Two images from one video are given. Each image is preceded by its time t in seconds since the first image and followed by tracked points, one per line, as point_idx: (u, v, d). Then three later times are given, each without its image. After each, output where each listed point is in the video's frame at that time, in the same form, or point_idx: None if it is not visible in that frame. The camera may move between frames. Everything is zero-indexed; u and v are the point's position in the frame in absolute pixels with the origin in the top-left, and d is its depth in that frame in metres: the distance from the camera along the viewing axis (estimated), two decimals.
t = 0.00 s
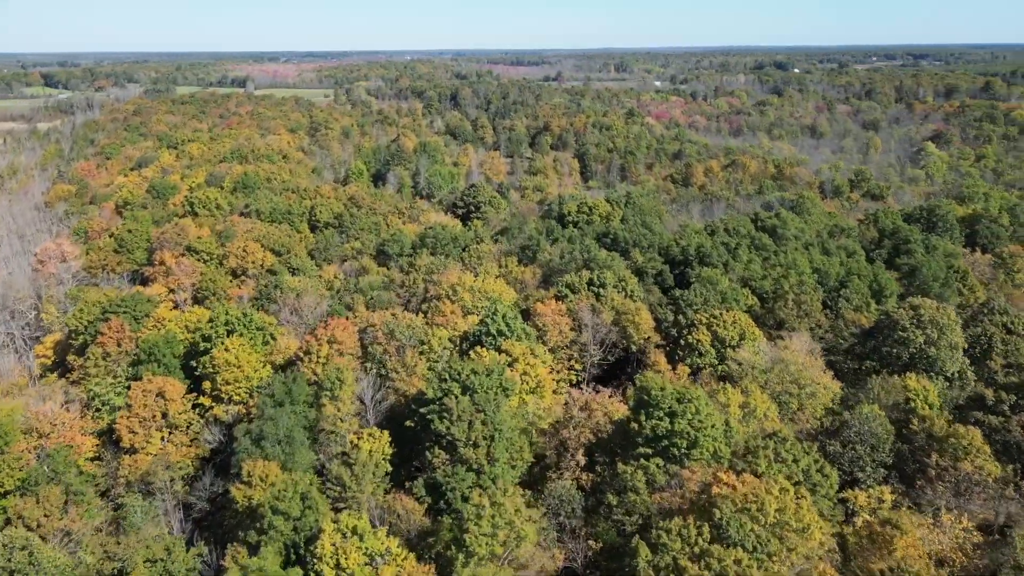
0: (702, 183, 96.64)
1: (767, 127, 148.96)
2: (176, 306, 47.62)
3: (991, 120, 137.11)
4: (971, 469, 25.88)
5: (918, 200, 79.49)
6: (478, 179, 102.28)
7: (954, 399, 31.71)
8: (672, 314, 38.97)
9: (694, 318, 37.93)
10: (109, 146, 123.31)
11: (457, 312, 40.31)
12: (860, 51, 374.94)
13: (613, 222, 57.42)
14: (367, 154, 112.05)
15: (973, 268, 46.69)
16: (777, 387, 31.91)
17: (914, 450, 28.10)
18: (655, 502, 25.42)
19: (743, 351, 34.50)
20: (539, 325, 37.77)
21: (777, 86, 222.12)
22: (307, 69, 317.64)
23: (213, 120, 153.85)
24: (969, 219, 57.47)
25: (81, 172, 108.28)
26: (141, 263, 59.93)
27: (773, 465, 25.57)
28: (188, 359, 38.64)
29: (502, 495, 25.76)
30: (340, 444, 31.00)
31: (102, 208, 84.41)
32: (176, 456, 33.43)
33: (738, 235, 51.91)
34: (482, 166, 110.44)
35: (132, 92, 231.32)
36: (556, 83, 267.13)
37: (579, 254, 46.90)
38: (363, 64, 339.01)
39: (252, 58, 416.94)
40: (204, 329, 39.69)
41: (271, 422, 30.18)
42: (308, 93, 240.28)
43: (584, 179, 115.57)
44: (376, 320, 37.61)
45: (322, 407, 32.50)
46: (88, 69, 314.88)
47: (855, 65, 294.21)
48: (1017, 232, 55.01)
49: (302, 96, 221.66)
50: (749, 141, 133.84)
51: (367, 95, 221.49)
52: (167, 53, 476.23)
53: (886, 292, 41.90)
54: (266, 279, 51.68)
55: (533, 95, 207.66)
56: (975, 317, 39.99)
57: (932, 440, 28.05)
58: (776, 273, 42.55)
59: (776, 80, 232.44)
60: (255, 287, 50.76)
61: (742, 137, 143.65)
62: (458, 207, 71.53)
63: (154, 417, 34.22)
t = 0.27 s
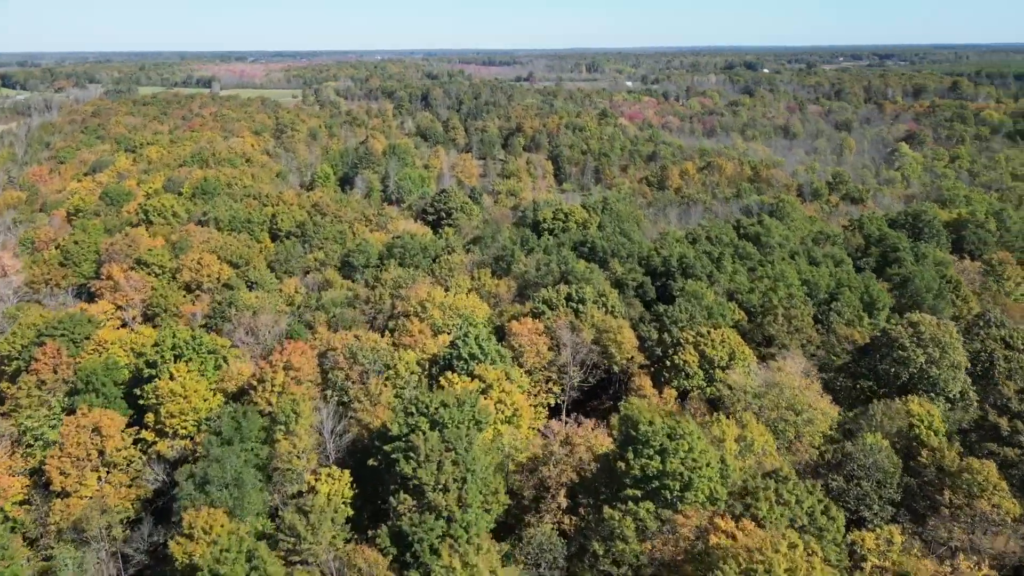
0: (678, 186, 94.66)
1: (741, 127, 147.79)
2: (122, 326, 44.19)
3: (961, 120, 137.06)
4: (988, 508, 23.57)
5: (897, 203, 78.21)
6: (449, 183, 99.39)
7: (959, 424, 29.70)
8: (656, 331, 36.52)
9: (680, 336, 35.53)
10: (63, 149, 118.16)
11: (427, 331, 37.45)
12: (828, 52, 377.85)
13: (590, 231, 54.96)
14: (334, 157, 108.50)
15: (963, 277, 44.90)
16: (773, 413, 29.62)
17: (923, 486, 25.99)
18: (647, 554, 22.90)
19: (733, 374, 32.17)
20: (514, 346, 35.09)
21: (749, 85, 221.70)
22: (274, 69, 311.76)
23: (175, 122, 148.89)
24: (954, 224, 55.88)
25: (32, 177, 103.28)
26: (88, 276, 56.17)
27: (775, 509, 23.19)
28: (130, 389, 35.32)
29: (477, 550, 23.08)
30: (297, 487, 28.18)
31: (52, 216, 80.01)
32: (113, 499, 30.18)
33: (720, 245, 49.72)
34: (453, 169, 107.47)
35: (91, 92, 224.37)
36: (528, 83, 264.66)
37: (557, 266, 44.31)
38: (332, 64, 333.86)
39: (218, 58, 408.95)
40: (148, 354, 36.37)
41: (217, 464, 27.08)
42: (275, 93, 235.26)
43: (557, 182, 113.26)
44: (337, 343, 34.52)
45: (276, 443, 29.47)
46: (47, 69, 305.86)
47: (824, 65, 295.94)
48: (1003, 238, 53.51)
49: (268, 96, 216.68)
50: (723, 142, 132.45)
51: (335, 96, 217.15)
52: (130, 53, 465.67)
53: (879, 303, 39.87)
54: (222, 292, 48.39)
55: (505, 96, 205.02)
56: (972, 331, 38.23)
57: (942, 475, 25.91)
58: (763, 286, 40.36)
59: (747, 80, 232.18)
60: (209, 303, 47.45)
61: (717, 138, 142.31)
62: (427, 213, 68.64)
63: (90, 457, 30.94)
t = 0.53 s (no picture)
0: (654, 189, 92.57)
1: (714, 128, 146.48)
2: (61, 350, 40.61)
3: (933, 120, 137.08)
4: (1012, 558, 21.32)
5: (877, 207, 76.86)
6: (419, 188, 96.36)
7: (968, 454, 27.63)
8: (640, 352, 33.95)
9: (667, 357, 33.01)
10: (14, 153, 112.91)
11: (394, 354, 34.48)
12: (797, 52, 380.37)
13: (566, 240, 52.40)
14: (300, 160, 104.81)
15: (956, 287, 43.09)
16: (771, 444, 27.17)
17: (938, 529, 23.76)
18: None
19: (726, 401, 29.72)
20: (489, 371, 32.29)
21: (720, 85, 221.13)
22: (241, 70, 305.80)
23: (134, 125, 143.83)
24: (940, 230, 54.26)
25: None
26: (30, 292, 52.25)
27: (782, 564, 20.69)
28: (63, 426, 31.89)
29: None
30: (245, 539, 25.13)
31: None
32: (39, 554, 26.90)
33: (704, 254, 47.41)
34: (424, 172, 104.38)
35: (48, 93, 217.22)
36: (500, 83, 262.00)
37: (533, 279, 41.62)
38: (300, 64, 328.53)
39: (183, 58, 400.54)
40: (84, 386, 33.00)
41: (151, 518, 23.88)
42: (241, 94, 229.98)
43: (531, 185, 110.75)
44: (293, 372, 31.41)
45: (222, 488, 26.35)
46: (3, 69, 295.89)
47: (793, 65, 297.30)
48: (991, 245, 51.95)
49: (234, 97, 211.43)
50: (698, 143, 130.95)
51: (303, 96, 212.58)
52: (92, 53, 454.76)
53: (873, 317, 37.74)
54: (172, 311, 44.95)
55: (476, 96, 202.19)
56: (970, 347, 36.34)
57: (958, 517, 23.66)
58: (752, 300, 38.03)
59: (719, 80, 231.67)
60: (158, 322, 43.94)
61: (691, 139, 140.89)
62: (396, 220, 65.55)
63: (13, 508, 27.60)
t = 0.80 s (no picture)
0: (629, 194, 90.32)
1: (687, 130, 144.90)
2: None
3: (904, 120, 136.88)
4: None
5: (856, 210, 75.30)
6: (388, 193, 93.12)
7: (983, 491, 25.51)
8: (623, 377, 31.34)
9: (654, 383, 30.41)
10: None
11: (354, 383, 31.45)
12: (765, 53, 382.49)
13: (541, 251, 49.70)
14: (263, 163, 100.85)
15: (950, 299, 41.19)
16: (771, 483, 24.61)
17: None
18: None
19: (719, 435, 27.22)
20: (458, 402, 29.46)
21: (691, 86, 220.22)
22: (205, 70, 299.25)
23: (91, 128, 138.48)
24: (926, 237, 52.52)
25: None
26: None
27: None
28: None
29: None
30: None
31: None
32: None
33: (686, 266, 45.00)
34: (392, 176, 101.06)
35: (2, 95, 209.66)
36: (471, 84, 258.91)
37: (506, 295, 38.84)
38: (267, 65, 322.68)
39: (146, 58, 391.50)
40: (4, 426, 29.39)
41: None
42: (205, 95, 224.27)
43: (503, 189, 108.02)
44: (240, 407, 28.26)
45: (157, 549, 23.13)
46: None
47: (763, 66, 298.36)
48: (979, 252, 50.31)
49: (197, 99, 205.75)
50: (671, 145, 129.20)
51: (269, 97, 207.63)
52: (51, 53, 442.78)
53: (868, 333, 35.54)
54: (116, 332, 41.38)
55: (446, 98, 199.02)
56: (972, 366, 34.37)
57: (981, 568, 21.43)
58: (740, 317, 35.64)
59: (690, 81, 231.02)
60: (98, 345, 40.21)
61: (664, 141, 139.22)
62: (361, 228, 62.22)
63: None
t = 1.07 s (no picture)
0: (599, 198, 88.09)
1: (655, 131, 143.41)
2: None
3: (870, 120, 136.92)
4: None
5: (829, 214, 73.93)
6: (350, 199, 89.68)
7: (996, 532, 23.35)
8: (602, 407, 28.81)
9: (635, 415, 27.91)
10: None
11: (306, 420, 28.46)
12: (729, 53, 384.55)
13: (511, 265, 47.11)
14: (219, 168, 96.58)
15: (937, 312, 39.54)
16: (768, 532, 22.20)
17: None
18: None
19: (708, 476, 24.82)
20: (420, 441, 26.65)
21: (658, 86, 219.32)
22: (162, 70, 290.88)
23: (37, 131, 132.27)
24: (905, 243, 51.01)
25: None
26: None
27: None
28: None
29: None
30: None
31: None
32: None
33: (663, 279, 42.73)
34: (355, 180, 97.48)
35: None
36: (436, 84, 255.23)
37: (473, 314, 36.09)
38: (226, 65, 315.00)
39: (100, 58, 380.34)
40: None
41: None
42: (161, 96, 217.35)
43: (469, 194, 105.13)
44: (172, 456, 25.13)
45: None
46: None
47: (727, 66, 299.34)
48: (960, 258, 48.87)
49: (153, 100, 198.94)
50: (640, 147, 127.48)
51: (228, 98, 201.81)
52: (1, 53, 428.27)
53: (858, 351, 33.55)
54: (45, 360, 37.74)
55: (410, 98, 195.23)
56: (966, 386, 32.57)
57: None
58: (724, 335, 33.37)
59: (656, 81, 230.27)
60: (23, 376, 36.47)
61: (632, 142, 137.52)
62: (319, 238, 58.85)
63: None
